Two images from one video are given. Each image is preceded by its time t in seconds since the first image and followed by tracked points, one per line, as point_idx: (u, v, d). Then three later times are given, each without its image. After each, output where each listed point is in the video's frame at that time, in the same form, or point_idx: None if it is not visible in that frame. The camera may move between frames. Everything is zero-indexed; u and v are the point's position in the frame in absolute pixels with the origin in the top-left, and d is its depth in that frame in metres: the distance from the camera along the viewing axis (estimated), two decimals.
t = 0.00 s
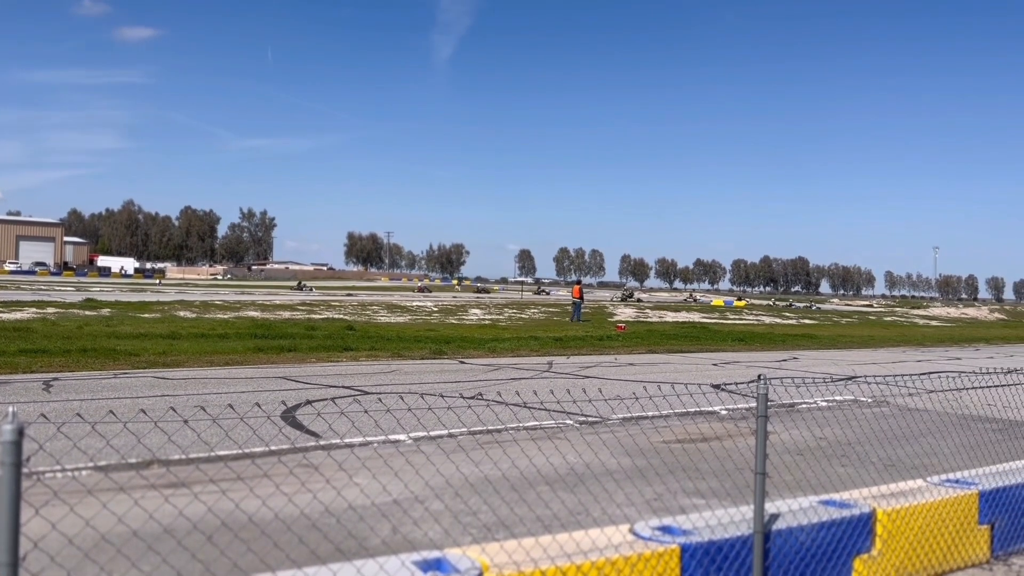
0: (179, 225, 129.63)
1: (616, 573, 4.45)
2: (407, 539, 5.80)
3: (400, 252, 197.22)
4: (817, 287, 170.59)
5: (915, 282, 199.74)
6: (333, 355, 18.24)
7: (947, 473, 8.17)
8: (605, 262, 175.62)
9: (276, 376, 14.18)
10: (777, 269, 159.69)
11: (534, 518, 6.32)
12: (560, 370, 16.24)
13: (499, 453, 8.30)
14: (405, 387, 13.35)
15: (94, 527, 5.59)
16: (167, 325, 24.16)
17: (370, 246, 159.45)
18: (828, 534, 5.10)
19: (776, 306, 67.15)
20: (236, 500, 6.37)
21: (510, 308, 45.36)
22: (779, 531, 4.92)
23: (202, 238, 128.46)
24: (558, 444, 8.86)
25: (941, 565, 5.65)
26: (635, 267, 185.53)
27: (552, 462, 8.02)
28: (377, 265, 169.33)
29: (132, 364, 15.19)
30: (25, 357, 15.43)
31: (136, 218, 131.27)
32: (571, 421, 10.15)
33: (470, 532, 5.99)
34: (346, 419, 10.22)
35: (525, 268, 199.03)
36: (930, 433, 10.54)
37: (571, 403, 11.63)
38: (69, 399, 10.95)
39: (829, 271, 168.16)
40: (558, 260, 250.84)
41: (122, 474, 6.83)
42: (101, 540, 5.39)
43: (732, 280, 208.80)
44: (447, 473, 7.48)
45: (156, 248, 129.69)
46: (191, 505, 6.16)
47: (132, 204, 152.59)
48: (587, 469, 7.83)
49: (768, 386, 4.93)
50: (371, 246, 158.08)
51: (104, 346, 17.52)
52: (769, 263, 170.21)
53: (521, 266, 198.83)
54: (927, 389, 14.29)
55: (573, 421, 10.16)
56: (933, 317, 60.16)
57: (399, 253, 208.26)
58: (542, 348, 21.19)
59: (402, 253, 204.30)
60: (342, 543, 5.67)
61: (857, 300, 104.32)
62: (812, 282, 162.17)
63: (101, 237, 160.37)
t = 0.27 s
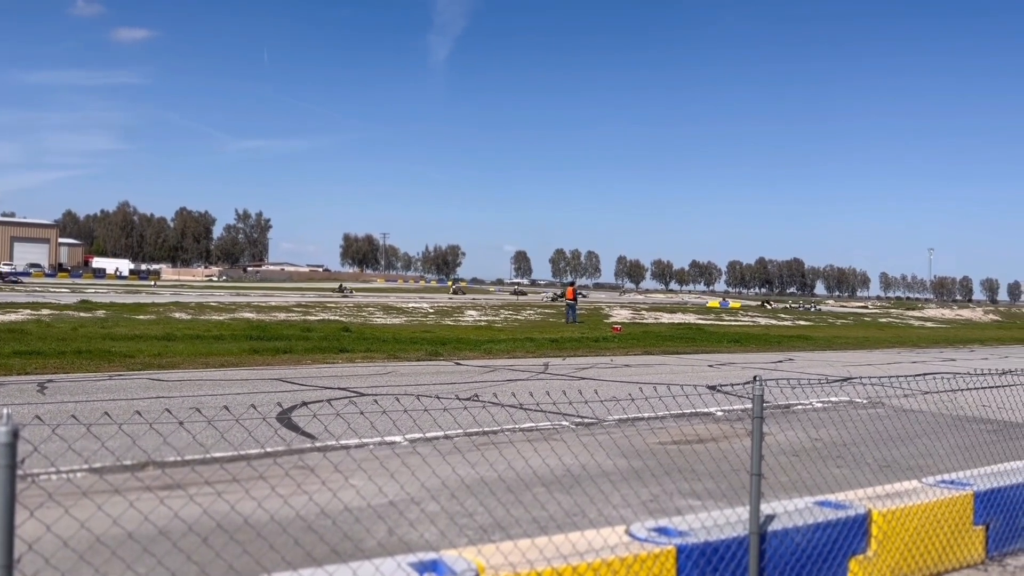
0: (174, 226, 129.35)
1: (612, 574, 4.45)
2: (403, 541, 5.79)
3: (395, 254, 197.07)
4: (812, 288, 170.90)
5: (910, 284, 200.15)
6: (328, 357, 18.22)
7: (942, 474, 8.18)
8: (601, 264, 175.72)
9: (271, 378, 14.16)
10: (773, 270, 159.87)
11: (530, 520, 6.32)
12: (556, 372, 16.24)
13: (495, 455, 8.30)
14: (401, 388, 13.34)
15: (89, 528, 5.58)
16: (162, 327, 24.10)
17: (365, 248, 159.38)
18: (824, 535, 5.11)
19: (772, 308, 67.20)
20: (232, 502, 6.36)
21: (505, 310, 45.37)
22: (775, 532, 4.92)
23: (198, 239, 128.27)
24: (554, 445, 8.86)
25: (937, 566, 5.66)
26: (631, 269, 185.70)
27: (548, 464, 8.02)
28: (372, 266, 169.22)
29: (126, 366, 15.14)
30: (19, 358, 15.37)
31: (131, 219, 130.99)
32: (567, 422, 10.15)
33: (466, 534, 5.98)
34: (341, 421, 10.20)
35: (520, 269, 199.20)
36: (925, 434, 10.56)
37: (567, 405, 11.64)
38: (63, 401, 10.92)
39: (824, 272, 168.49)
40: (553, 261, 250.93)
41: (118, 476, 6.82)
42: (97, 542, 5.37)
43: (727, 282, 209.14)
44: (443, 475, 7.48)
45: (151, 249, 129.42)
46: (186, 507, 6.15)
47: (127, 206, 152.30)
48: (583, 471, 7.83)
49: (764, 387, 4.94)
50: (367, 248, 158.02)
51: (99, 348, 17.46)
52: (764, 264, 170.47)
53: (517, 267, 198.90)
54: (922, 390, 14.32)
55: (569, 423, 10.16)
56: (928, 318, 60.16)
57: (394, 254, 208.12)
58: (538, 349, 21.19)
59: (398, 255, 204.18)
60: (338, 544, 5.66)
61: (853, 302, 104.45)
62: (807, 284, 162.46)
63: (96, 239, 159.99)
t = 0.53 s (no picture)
0: (172, 228, 129.25)
1: None
2: (401, 543, 5.79)
3: (394, 255, 196.96)
4: (810, 290, 171.12)
5: (908, 285, 200.26)
6: (327, 358, 18.20)
7: (941, 476, 8.18)
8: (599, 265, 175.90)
9: (269, 380, 14.15)
10: (771, 272, 159.93)
11: (528, 521, 6.32)
12: (554, 373, 16.24)
13: (494, 456, 8.29)
14: (399, 390, 13.34)
15: (87, 531, 5.57)
16: (160, 329, 24.09)
17: (363, 249, 159.37)
18: (822, 536, 5.12)
19: (770, 309, 67.21)
20: (229, 504, 6.36)
21: (504, 311, 45.39)
22: (773, 534, 4.92)
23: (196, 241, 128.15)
24: (552, 447, 8.86)
25: (935, 567, 5.66)
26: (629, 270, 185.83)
27: (547, 465, 8.01)
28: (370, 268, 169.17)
29: (124, 368, 15.12)
30: (17, 361, 15.36)
31: (128, 221, 130.78)
32: (566, 424, 10.15)
33: (464, 535, 5.99)
34: (340, 423, 10.19)
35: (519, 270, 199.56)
36: (924, 436, 10.57)
37: (565, 406, 11.63)
38: (62, 402, 10.91)
39: (822, 274, 168.72)
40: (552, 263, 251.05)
41: (115, 478, 6.82)
42: (94, 544, 5.36)
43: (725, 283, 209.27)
44: (440, 477, 7.47)
45: (149, 251, 129.27)
46: (185, 509, 6.15)
47: (125, 207, 152.18)
48: (581, 472, 7.83)
49: (762, 388, 4.94)
50: (365, 249, 158.01)
51: (97, 350, 17.44)
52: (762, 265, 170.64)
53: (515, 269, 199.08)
54: (921, 392, 14.31)
55: (568, 424, 10.16)
56: (926, 320, 60.27)
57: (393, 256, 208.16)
58: (536, 350, 21.18)
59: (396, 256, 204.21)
60: (335, 547, 5.66)
61: (851, 304, 104.48)
62: (805, 285, 162.57)
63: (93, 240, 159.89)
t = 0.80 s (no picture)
0: (174, 229, 129.32)
1: None
2: (403, 545, 5.79)
3: (395, 257, 197.03)
4: (811, 290, 171.08)
5: (910, 287, 200.11)
6: (328, 360, 18.20)
7: (943, 477, 8.17)
8: (600, 266, 175.90)
9: (270, 381, 14.14)
10: (773, 273, 159.83)
11: (530, 523, 6.31)
12: (556, 374, 16.25)
13: (495, 458, 8.30)
14: (400, 391, 13.34)
15: (89, 532, 5.57)
16: (161, 331, 24.10)
17: (364, 250, 159.39)
18: (824, 538, 5.11)
19: (771, 310, 67.17)
20: (231, 505, 6.35)
21: (506, 312, 45.47)
22: (775, 535, 4.92)
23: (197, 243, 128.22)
24: (554, 448, 8.86)
25: (937, 568, 5.66)
26: (630, 271, 185.73)
27: (548, 467, 8.01)
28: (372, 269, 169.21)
29: (126, 369, 15.14)
30: (19, 362, 15.36)
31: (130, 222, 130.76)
32: (567, 425, 10.14)
33: (466, 537, 5.98)
34: (341, 424, 10.20)
35: (520, 272, 199.58)
36: (925, 437, 10.57)
37: (567, 407, 11.62)
38: (64, 404, 10.93)
39: (823, 275, 168.67)
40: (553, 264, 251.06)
41: (118, 479, 6.83)
42: (96, 546, 5.37)
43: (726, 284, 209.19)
44: (442, 478, 7.47)
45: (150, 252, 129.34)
46: (186, 511, 6.16)
47: (127, 209, 152.34)
48: (582, 473, 7.83)
49: (764, 390, 4.93)
50: (366, 251, 158.09)
51: (99, 351, 17.46)
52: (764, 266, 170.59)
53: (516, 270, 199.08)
54: (923, 393, 14.31)
55: (569, 426, 10.15)
56: (927, 321, 60.30)
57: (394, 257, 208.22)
58: (537, 352, 21.18)
59: (397, 258, 204.25)
60: (337, 548, 5.66)
61: (853, 305, 104.40)
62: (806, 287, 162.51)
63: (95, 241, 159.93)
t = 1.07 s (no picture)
0: (180, 230, 129.65)
1: None
2: (409, 546, 5.78)
3: (400, 257, 197.11)
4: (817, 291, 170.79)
5: (916, 287, 199.46)
6: (333, 361, 18.23)
7: (950, 479, 8.14)
8: (605, 267, 175.80)
9: (276, 383, 14.16)
10: (778, 273, 159.49)
11: (536, 524, 6.31)
12: (561, 375, 16.25)
13: (501, 459, 8.30)
14: (406, 392, 13.35)
15: (97, 533, 5.59)
16: (167, 332, 24.18)
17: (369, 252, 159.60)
18: (830, 539, 5.10)
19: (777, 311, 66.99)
20: (237, 506, 6.36)
21: (511, 313, 45.48)
22: (781, 537, 4.91)
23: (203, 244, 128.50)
24: (560, 449, 8.85)
25: (944, 570, 5.64)
26: (635, 272, 185.59)
27: (554, 468, 8.01)
28: (377, 271, 169.42)
29: (132, 370, 15.20)
30: (26, 363, 15.43)
31: (136, 224, 131.07)
32: (573, 427, 10.13)
33: (471, 538, 5.98)
34: (347, 425, 10.20)
35: (525, 273, 199.71)
36: (932, 438, 10.53)
37: (573, 409, 11.61)
38: (71, 405, 10.96)
39: (829, 275, 168.35)
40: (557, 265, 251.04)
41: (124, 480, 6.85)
42: (103, 547, 5.38)
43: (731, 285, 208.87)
44: (448, 479, 7.47)
45: (156, 254, 129.70)
46: (193, 512, 6.17)
47: (133, 211, 152.68)
48: (588, 475, 7.83)
49: (770, 392, 4.92)
50: (371, 252, 158.29)
51: (105, 352, 17.53)
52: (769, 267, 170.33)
53: (521, 271, 199.11)
54: (930, 394, 14.26)
55: (575, 427, 10.14)
56: (933, 321, 60.18)
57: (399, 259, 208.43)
58: (542, 353, 21.18)
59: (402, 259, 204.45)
60: (343, 549, 5.66)
61: (859, 306, 104.08)
62: (812, 287, 162.25)
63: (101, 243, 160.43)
